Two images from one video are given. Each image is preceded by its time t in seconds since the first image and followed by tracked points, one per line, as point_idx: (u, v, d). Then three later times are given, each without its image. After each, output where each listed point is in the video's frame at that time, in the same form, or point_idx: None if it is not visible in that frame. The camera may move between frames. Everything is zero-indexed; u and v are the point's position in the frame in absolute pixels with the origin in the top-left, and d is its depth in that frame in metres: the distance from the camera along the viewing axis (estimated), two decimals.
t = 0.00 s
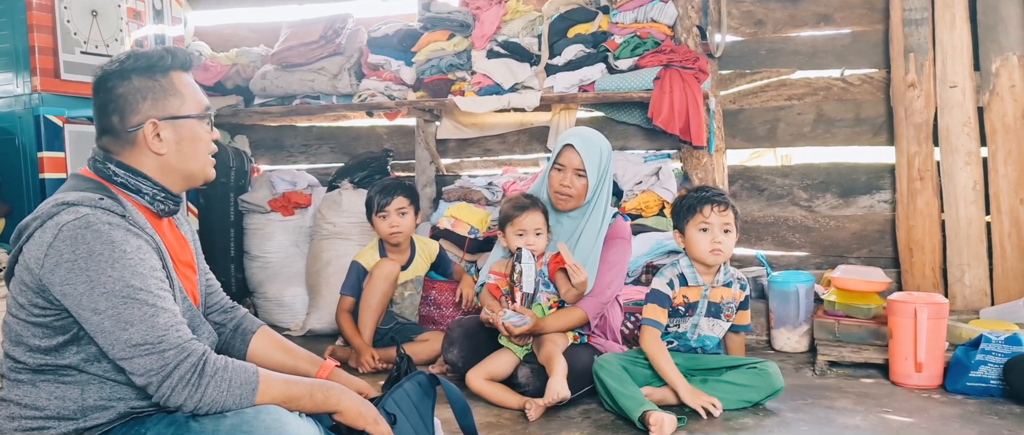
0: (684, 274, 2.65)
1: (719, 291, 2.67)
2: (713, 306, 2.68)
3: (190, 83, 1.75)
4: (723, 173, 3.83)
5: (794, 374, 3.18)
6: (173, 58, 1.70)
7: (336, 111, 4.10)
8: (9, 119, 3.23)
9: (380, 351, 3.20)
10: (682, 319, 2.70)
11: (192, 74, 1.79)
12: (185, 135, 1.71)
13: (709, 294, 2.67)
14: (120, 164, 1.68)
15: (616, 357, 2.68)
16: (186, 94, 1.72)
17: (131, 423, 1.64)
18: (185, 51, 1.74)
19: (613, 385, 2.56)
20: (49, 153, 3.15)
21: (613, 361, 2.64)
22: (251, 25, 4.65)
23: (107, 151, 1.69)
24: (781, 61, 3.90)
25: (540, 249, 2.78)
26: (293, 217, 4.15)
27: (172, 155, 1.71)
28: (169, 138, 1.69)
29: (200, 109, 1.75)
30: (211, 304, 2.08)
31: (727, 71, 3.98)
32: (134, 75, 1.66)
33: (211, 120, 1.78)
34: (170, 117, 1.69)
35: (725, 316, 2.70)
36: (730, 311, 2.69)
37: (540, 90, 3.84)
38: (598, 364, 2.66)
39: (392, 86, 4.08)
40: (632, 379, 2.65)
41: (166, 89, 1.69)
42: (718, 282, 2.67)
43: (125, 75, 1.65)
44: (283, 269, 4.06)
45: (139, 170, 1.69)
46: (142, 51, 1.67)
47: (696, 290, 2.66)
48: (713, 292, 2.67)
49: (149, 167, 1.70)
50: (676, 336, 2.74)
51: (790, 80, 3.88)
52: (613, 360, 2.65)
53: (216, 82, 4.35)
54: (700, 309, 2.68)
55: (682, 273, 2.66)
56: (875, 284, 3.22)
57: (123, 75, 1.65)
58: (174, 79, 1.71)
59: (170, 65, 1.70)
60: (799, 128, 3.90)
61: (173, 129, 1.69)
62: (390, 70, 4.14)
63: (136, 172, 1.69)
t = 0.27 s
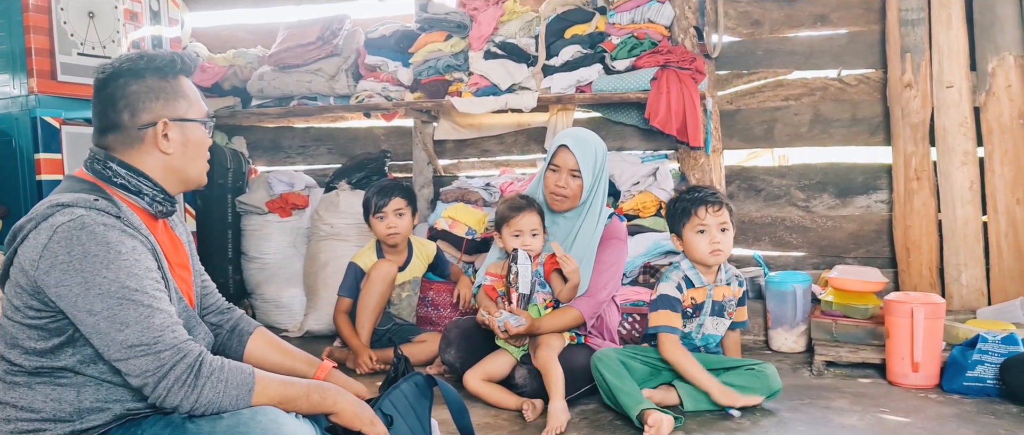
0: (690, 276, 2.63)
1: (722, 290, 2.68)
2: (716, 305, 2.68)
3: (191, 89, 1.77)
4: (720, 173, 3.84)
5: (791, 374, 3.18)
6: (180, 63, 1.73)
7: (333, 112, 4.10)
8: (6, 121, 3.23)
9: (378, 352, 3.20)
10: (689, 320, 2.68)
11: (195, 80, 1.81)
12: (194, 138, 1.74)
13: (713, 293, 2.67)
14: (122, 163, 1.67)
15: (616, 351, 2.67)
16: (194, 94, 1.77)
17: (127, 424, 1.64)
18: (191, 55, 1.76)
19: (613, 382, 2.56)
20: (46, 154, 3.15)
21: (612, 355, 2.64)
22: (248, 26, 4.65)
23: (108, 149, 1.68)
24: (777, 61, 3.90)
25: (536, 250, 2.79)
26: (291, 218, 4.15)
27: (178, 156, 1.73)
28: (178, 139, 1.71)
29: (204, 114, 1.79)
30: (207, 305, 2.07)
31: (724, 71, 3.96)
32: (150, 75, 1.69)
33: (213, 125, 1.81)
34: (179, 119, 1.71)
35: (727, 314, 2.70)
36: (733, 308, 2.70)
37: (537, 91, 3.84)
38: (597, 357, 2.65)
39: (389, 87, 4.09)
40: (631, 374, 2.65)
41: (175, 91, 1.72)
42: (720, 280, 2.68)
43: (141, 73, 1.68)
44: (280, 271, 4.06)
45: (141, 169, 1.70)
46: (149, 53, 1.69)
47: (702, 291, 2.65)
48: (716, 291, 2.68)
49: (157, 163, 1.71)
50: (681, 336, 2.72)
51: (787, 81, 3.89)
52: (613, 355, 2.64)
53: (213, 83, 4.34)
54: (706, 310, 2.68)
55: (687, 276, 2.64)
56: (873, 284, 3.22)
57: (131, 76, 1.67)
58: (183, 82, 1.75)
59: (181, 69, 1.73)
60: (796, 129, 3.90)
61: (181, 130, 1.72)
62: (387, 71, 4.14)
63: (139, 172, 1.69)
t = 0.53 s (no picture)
0: (688, 275, 2.65)
1: (721, 291, 2.68)
2: (715, 305, 2.68)
3: (191, 92, 1.77)
4: (718, 173, 3.84)
5: (789, 373, 3.18)
6: (186, 67, 1.75)
7: (331, 112, 4.11)
8: (4, 121, 3.23)
9: (376, 352, 3.20)
10: (687, 319, 2.69)
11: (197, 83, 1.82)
12: (195, 140, 1.75)
13: (711, 293, 2.67)
14: (123, 163, 1.67)
15: (617, 350, 2.67)
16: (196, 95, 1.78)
17: (125, 425, 1.64)
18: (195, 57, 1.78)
19: (613, 381, 2.56)
20: (44, 155, 3.15)
21: (612, 355, 2.64)
22: (246, 26, 4.65)
23: (114, 150, 1.68)
24: (775, 61, 3.90)
25: (535, 249, 2.78)
26: (289, 218, 4.15)
27: (180, 157, 1.73)
28: (179, 139, 1.72)
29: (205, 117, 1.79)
30: (205, 306, 2.07)
31: (721, 71, 3.96)
32: (156, 75, 1.70)
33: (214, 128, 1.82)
34: (181, 120, 1.72)
35: (726, 315, 2.70)
36: (732, 309, 2.70)
37: (535, 91, 3.85)
38: (597, 357, 2.65)
39: (387, 87, 4.09)
40: (631, 374, 2.65)
41: (180, 92, 1.73)
42: (720, 281, 2.68)
43: (146, 73, 1.69)
44: (279, 271, 4.06)
45: (143, 170, 1.69)
46: (152, 55, 1.70)
47: (701, 291, 2.66)
48: (715, 291, 2.68)
49: (163, 162, 1.72)
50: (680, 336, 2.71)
51: (785, 80, 3.89)
52: (614, 354, 2.64)
53: (211, 84, 4.34)
54: (705, 309, 2.68)
55: (686, 274, 2.66)
56: (869, 284, 3.24)
57: (136, 77, 1.68)
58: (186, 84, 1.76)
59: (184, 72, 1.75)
60: (794, 128, 3.90)
61: (184, 131, 1.72)
62: (385, 71, 4.14)
63: (138, 172, 1.68)
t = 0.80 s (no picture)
0: (684, 275, 2.65)
1: (717, 291, 2.68)
2: (711, 306, 2.68)
3: (191, 92, 1.76)
4: (717, 173, 3.84)
5: (789, 373, 3.18)
6: (183, 65, 1.73)
7: (331, 113, 4.11)
8: (4, 123, 3.23)
9: (376, 352, 3.20)
10: (684, 320, 2.69)
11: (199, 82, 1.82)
12: (190, 140, 1.74)
13: (707, 294, 2.67)
14: (121, 165, 1.67)
15: (616, 353, 2.67)
16: (194, 96, 1.76)
17: (126, 426, 1.64)
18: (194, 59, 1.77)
19: (612, 384, 2.56)
20: (43, 156, 3.15)
21: (611, 357, 2.64)
22: (246, 27, 4.65)
23: (109, 151, 1.68)
24: (775, 61, 3.90)
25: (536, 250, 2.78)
26: (289, 219, 4.15)
27: (175, 159, 1.72)
28: (174, 141, 1.71)
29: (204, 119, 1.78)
30: (206, 307, 2.07)
31: (721, 71, 3.96)
32: (146, 77, 1.69)
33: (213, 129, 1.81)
34: (177, 121, 1.71)
35: (723, 315, 2.71)
36: (728, 309, 2.71)
37: (534, 91, 3.85)
38: (596, 360, 2.65)
39: (386, 88, 4.09)
40: (630, 376, 2.65)
41: (175, 93, 1.72)
42: (717, 282, 2.68)
43: (139, 76, 1.68)
44: (278, 272, 4.06)
45: (140, 172, 1.69)
46: (150, 55, 1.70)
47: (696, 291, 2.66)
48: (712, 292, 2.68)
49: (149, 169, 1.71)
50: (677, 336, 2.72)
51: (784, 80, 3.89)
52: (612, 357, 2.64)
53: (210, 85, 4.34)
54: (700, 310, 2.68)
55: (681, 275, 2.66)
56: (869, 283, 3.25)
57: (133, 76, 1.68)
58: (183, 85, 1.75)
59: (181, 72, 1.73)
60: (794, 128, 3.90)
61: (179, 132, 1.71)
62: (384, 72, 4.14)
63: (136, 174, 1.69)
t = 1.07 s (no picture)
0: (686, 275, 2.66)
1: (719, 291, 2.68)
2: (714, 305, 2.68)
3: (189, 90, 1.76)
4: (717, 173, 3.84)
5: (789, 372, 3.18)
6: (176, 64, 1.72)
7: (330, 113, 4.11)
8: (3, 123, 3.23)
9: (376, 352, 3.20)
10: (686, 319, 2.69)
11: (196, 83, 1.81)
12: (181, 142, 1.71)
13: (710, 294, 2.67)
14: (117, 166, 1.67)
15: (615, 352, 2.67)
16: (190, 99, 1.74)
17: (126, 426, 1.64)
18: (191, 60, 1.76)
19: (612, 383, 2.56)
20: (42, 156, 3.15)
21: (612, 356, 2.64)
22: (245, 27, 4.65)
23: (106, 154, 1.68)
24: (774, 60, 3.91)
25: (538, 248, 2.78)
26: (288, 219, 4.15)
27: (166, 161, 1.71)
28: (164, 143, 1.69)
29: (199, 120, 1.76)
30: (207, 307, 2.07)
31: (720, 70, 3.96)
32: (135, 79, 1.68)
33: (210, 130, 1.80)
34: (166, 123, 1.69)
35: (724, 315, 2.71)
36: (730, 309, 2.70)
37: (534, 91, 3.85)
38: (595, 359, 2.65)
39: (386, 87, 4.09)
40: (630, 375, 2.65)
41: (166, 95, 1.70)
42: (719, 282, 2.68)
43: (128, 79, 1.67)
44: (278, 272, 4.06)
45: (135, 174, 1.70)
46: (144, 56, 1.69)
47: (698, 291, 2.66)
48: (714, 292, 2.68)
49: (146, 170, 1.71)
50: (678, 336, 2.72)
51: (783, 79, 3.89)
52: (612, 356, 2.64)
53: (210, 84, 4.34)
54: (703, 309, 2.68)
55: (684, 274, 2.66)
56: (869, 283, 3.24)
57: (127, 78, 1.67)
58: (177, 87, 1.73)
59: (173, 72, 1.71)
60: (793, 127, 3.90)
61: (169, 134, 1.70)
62: (383, 72, 4.14)
63: (133, 176, 1.69)
